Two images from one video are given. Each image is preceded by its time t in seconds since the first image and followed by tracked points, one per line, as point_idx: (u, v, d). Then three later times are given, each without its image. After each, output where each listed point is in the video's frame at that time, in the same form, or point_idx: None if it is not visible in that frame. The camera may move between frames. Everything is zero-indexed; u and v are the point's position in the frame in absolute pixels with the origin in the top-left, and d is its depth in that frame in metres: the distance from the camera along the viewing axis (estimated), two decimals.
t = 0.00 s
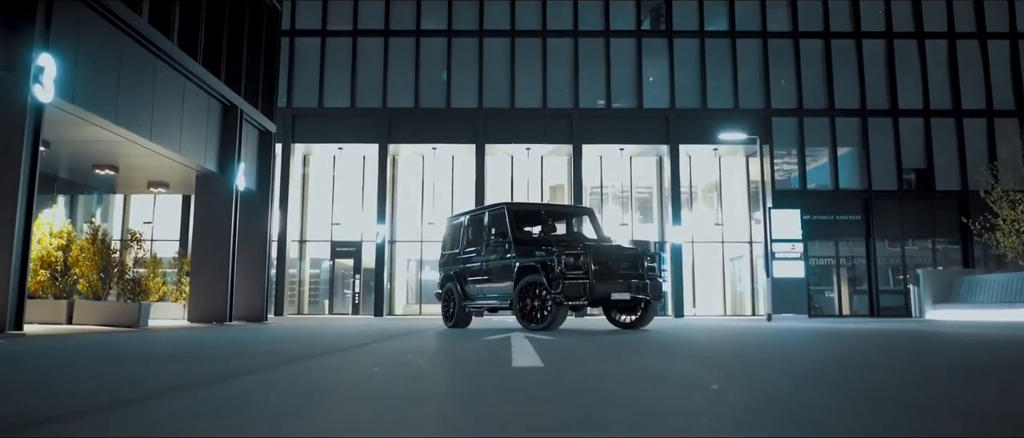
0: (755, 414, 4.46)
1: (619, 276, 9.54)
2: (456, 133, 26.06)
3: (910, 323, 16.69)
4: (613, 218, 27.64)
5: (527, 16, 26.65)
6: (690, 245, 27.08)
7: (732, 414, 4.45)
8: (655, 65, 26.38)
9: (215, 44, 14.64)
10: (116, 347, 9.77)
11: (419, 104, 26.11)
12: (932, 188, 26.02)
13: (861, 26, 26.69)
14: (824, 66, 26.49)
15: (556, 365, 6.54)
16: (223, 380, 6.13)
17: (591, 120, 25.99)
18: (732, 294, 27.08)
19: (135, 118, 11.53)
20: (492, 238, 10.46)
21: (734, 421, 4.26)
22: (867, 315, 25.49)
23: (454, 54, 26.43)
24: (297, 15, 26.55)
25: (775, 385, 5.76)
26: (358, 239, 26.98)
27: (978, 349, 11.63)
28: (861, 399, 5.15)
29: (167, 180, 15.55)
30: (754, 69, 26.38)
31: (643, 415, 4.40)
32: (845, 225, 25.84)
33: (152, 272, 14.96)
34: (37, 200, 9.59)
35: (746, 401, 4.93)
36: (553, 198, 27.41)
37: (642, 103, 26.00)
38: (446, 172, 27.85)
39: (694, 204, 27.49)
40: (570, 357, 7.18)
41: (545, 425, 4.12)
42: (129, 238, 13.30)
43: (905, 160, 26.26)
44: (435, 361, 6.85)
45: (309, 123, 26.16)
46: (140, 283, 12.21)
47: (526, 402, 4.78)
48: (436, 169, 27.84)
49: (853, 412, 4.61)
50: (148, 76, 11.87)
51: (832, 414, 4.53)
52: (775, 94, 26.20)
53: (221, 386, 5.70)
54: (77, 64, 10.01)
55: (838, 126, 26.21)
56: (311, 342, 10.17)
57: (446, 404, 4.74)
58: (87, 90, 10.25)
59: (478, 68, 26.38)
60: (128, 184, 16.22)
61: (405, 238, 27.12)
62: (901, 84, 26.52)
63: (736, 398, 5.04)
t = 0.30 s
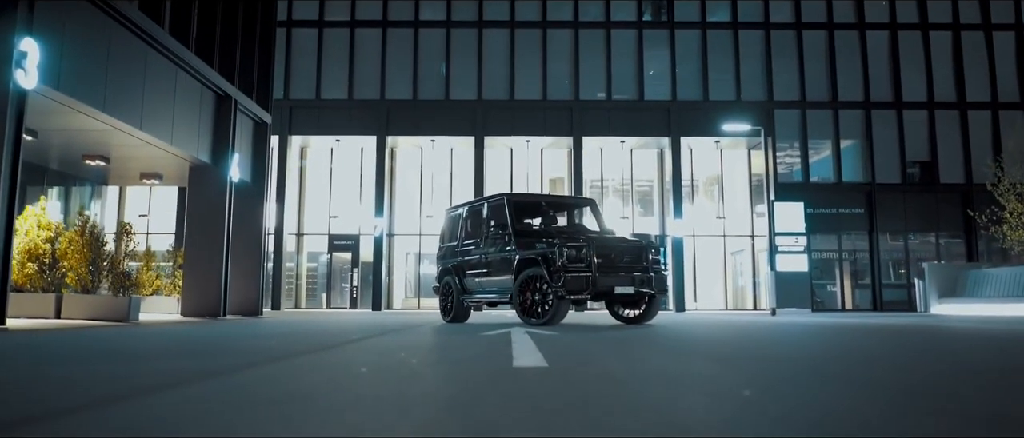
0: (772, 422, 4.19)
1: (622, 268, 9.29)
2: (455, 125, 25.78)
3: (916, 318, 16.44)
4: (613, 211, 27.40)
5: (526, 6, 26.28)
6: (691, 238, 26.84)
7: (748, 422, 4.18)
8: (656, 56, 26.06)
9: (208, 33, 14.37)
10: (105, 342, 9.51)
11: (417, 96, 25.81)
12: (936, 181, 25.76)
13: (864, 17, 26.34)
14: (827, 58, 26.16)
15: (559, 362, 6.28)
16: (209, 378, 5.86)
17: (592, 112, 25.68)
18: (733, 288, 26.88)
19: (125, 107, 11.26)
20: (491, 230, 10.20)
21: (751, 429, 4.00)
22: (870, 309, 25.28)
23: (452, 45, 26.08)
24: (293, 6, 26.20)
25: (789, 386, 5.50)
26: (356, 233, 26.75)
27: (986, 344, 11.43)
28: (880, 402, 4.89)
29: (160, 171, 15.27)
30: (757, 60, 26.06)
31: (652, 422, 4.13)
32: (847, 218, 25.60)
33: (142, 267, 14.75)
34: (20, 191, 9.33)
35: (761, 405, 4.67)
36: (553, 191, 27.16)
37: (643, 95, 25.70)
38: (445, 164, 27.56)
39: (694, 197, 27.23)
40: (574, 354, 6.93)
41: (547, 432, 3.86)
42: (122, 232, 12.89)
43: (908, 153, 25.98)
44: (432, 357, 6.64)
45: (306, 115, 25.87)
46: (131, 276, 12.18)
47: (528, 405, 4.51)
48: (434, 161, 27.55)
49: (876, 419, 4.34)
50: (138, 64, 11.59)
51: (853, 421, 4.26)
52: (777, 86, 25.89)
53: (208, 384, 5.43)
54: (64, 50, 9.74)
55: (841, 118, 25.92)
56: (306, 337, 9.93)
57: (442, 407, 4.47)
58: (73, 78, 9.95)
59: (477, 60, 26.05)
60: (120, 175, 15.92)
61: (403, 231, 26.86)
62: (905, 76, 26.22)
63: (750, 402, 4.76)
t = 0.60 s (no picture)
0: (790, 422, 3.95)
1: (626, 262, 9.03)
2: (454, 117, 25.49)
3: (924, 313, 16.18)
4: (614, 205, 27.16)
5: None
6: (692, 232, 26.56)
7: (763, 422, 3.94)
8: (658, 47, 25.75)
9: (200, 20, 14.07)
10: (93, 337, 9.26)
11: (416, 88, 25.50)
12: (940, 175, 25.52)
13: (868, 8, 26.01)
14: (830, 50, 25.86)
15: (561, 358, 6.04)
16: (197, 375, 5.60)
17: (592, 104, 25.37)
18: (734, 282, 26.63)
19: (115, 96, 10.99)
20: (490, 222, 9.94)
21: (769, 430, 3.75)
22: (873, 304, 25.06)
23: (451, 37, 25.75)
24: None
25: (803, 383, 5.26)
26: (354, 226, 26.49)
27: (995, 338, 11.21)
28: (900, 400, 4.65)
29: (153, 163, 14.98)
30: (759, 52, 25.74)
31: (662, 422, 3.88)
32: (850, 211, 25.36)
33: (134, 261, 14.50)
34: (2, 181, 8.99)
35: (776, 404, 4.43)
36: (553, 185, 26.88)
37: (645, 88, 25.40)
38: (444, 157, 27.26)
39: (695, 191, 26.97)
40: (576, 349, 6.68)
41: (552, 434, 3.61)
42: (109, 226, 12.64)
43: (912, 146, 25.71)
44: (429, 353, 6.39)
45: (304, 107, 25.55)
46: (119, 268, 11.85)
47: (530, 402, 4.27)
48: (433, 154, 27.26)
49: (900, 419, 4.09)
50: (129, 52, 11.32)
51: (875, 422, 4.02)
52: (780, 78, 25.61)
53: (195, 382, 5.19)
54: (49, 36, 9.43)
55: (845, 110, 25.65)
56: (300, 332, 9.67)
57: (439, 405, 4.23)
58: (58, 65, 9.66)
59: (476, 52, 25.73)
60: (111, 167, 15.61)
61: (402, 225, 26.58)
62: (910, 68, 25.92)
63: (764, 401, 4.52)
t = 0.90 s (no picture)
0: (813, 423, 3.69)
1: (630, 255, 8.77)
2: (452, 110, 25.20)
3: (930, 308, 15.92)
4: (614, 199, 26.95)
5: None
6: (693, 226, 26.32)
7: (787, 423, 3.68)
8: (659, 40, 25.43)
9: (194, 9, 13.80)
10: (81, 333, 8.99)
11: (414, 81, 25.21)
12: (945, 168, 25.27)
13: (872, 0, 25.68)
14: (834, 42, 25.54)
15: (565, 354, 5.78)
16: (185, 372, 5.35)
17: (593, 97, 25.07)
18: (736, 277, 26.43)
19: (104, 85, 10.74)
20: (490, 215, 9.67)
21: (791, 432, 3.49)
22: (876, 299, 24.87)
23: (450, 29, 25.42)
24: None
25: (821, 380, 5.01)
26: (351, 221, 26.21)
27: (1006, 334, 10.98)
28: (926, 398, 4.40)
29: (146, 155, 14.69)
30: (762, 45, 25.43)
31: (677, 423, 3.62)
32: (854, 205, 25.13)
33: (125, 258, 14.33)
34: None
35: (795, 403, 4.17)
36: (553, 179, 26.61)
37: (646, 80, 25.10)
38: (443, 151, 26.97)
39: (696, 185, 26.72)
40: (580, 345, 6.42)
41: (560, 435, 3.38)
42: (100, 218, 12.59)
43: (916, 140, 25.46)
44: (427, 349, 6.14)
45: (301, 100, 25.26)
46: (109, 262, 11.53)
47: (535, 402, 4.01)
48: (431, 148, 26.97)
49: (926, 418, 3.86)
50: (119, 39, 11.05)
51: (906, 423, 3.76)
52: (783, 71, 25.31)
53: (181, 380, 4.92)
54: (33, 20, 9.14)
55: (848, 103, 25.38)
56: (295, 327, 9.42)
57: (438, 404, 3.96)
58: (43, 52, 9.37)
59: (475, 44, 25.42)
60: (103, 158, 15.30)
61: (400, 219, 26.33)
62: (914, 60, 25.64)
63: (783, 400, 4.26)
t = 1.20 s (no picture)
0: (837, 424, 3.38)
1: (636, 248, 8.48)
2: (451, 102, 24.87)
3: (938, 302, 15.66)
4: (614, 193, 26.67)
5: None
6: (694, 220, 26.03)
7: (817, 422, 3.41)
8: (660, 31, 25.07)
9: None
10: (65, 328, 8.69)
11: (412, 72, 24.87)
12: (950, 161, 24.97)
13: None
14: (837, 33, 25.17)
15: (568, 351, 5.48)
16: (171, 369, 5.06)
17: (594, 88, 24.74)
18: (737, 271, 26.16)
19: (92, 73, 10.42)
20: (490, 206, 9.37)
21: (819, 433, 3.19)
22: (879, 292, 24.62)
23: (448, 20, 25.06)
24: None
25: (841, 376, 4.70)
26: (349, 214, 25.89)
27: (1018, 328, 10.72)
28: (956, 396, 4.09)
29: (138, 146, 14.37)
30: (764, 36, 25.07)
31: (690, 423, 3.33)
32: (857, 199, 24.84)
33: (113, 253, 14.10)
34: None
35: (816, 401, 3.86)
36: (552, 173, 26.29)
37: (647, 71, 24.76)
38: (441, 143, 26.64)
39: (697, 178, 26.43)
40: (582, 342, 6.12)
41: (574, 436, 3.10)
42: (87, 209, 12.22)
43: (921, 132, 25.16)
44: (427, 345, 5.85)
45: (297, 92, 24.91)
46: (97, 255, 11.16)
47: (535, 401, 3.71)
48: (429, 140, 26.63)
49: (966, 417, 3.58)
50: (106, 25, 10.73)
51: (945, 422, 3.49)
52: (785, 62, 24.98)
53: (159, 378, 4.62)
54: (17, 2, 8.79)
55: (852, 95, 25.06)
56: (289, 322, 9.13)
57: (440, 403, 3.68)
58: (23, 37, 9.01)
59: (473, 36, 25.06)
60: (94, 149, 14.95)
61: (398, 212, 26.05)
62: (918, 51, 25.30)
63: (808, 397, 3.98)
